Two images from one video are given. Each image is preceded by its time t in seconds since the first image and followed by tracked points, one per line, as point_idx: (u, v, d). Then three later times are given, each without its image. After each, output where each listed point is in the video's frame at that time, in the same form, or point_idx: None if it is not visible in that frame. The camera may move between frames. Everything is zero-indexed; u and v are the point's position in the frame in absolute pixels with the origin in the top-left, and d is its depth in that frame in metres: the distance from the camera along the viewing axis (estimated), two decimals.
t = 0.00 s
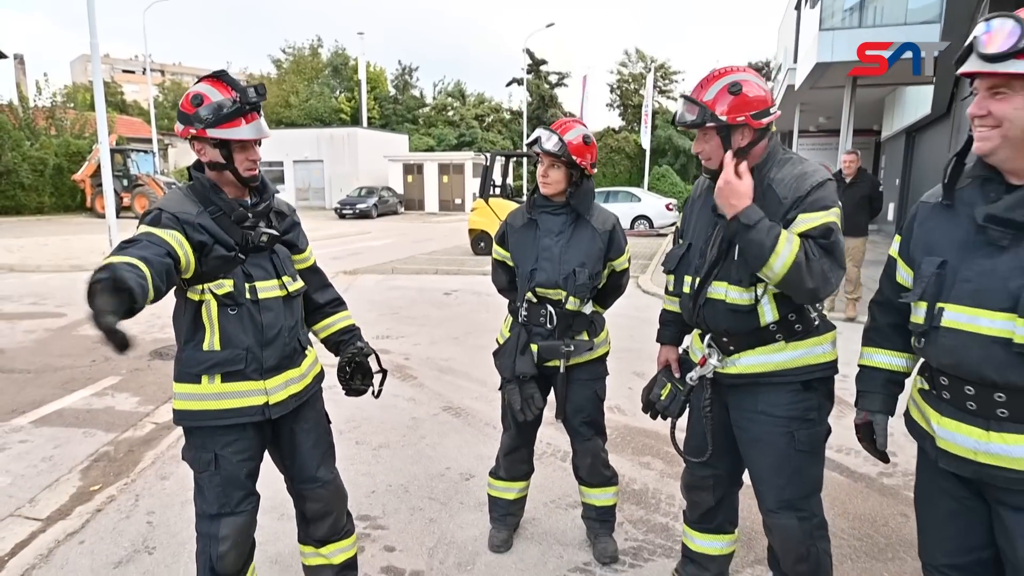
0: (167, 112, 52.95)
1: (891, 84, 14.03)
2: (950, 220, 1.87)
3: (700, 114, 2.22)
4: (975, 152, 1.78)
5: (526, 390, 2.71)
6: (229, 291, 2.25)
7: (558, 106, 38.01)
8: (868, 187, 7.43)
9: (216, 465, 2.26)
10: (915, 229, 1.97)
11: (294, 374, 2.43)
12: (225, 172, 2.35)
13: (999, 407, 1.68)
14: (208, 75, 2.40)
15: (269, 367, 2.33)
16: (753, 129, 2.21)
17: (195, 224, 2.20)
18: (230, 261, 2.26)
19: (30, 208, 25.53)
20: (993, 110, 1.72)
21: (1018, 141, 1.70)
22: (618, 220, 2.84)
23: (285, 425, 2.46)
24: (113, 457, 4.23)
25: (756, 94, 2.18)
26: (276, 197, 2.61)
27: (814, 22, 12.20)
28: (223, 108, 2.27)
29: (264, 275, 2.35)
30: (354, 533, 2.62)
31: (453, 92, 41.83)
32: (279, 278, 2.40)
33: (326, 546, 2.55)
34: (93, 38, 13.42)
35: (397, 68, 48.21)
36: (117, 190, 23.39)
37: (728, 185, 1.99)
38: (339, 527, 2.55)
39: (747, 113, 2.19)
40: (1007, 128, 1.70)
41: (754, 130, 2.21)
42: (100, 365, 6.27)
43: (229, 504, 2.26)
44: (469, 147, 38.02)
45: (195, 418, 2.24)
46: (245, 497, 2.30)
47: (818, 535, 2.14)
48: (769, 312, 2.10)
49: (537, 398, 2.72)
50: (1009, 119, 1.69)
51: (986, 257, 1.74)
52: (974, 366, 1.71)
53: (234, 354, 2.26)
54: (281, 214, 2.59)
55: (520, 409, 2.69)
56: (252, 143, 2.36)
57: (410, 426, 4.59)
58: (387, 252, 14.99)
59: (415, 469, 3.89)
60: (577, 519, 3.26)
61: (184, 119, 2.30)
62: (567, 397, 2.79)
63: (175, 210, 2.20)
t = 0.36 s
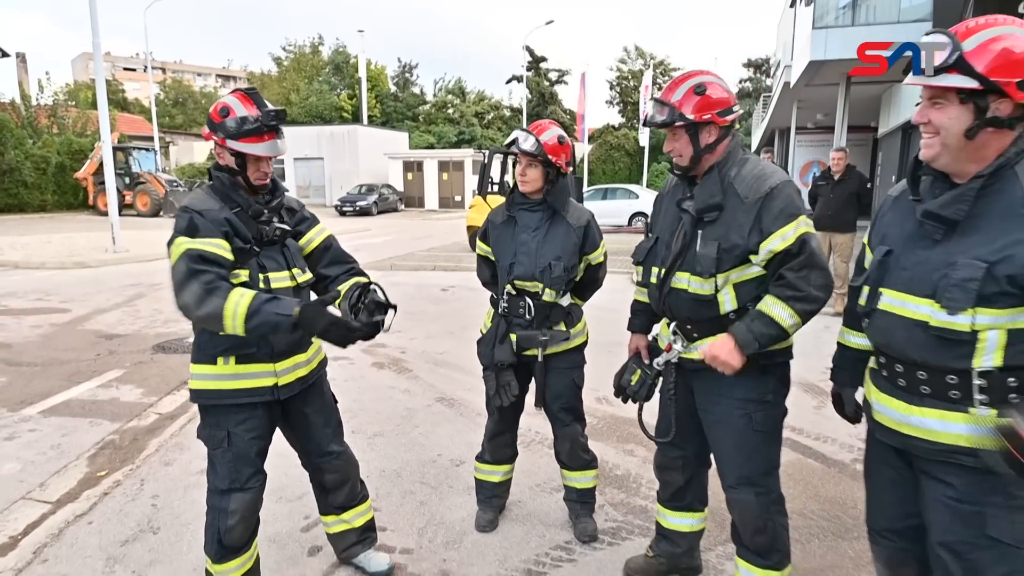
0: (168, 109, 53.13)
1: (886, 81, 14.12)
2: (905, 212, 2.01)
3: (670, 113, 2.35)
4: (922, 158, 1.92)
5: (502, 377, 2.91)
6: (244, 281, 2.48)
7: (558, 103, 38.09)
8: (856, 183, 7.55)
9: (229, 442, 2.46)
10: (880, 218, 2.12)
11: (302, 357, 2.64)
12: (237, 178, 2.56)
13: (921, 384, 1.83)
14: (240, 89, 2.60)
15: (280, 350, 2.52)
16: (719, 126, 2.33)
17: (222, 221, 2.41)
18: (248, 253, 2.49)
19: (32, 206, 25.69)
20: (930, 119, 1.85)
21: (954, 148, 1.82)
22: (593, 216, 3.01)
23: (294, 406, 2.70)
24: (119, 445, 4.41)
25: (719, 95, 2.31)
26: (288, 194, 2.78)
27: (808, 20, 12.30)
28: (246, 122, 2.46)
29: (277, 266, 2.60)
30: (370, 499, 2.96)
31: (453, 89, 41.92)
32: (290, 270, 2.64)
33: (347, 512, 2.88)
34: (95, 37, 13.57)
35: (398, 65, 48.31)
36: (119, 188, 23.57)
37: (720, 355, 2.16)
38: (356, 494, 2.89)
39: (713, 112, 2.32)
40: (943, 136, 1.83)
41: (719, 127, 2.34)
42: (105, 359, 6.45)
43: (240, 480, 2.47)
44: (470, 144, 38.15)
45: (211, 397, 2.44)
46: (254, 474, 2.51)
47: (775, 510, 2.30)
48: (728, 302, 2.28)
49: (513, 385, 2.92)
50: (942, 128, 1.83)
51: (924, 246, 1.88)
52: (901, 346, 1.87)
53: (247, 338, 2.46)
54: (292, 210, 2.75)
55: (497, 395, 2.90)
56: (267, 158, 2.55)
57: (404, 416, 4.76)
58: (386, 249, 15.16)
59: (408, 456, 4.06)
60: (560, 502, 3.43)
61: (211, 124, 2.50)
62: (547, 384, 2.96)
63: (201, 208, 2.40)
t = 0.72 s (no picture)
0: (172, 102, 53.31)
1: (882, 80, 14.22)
2: (861, 208, 2.13)
3: (643, 102, 2.51)
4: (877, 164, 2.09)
5: (489, 362, 3.09)
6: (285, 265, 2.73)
7: (560, 99, 38.17)
8: (844, 182, 7.70)
9: (262, 408, 2.72)
10: (847, 210, 2.24)
11: (333, 337, 2.87)
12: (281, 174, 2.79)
13: (849, 367, 2.01)
14: (290, 96, 2.83)
15: (314, 329, 2.76)
16: (688, 124, 2.52)
17: (270, 210, 2.67)
18: (290, 240, 2.75)
19: (36, 197, 25.91)
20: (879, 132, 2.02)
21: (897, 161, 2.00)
22: (570, 211, 3.21)
23: (323, 380, 2.94)
24: (124, 426, 4.62)
25: (689, 97, 2.49)
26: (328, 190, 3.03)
27: (805, 18, 12.39)
28: (290, 125, 2.69)
29: (315, 253, 2.83)
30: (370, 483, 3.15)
31: (455, 84, 42.01)
32: (324, 257, 2.87)
33: (348, 489, 3.08)
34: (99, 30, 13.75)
35: (401, 59, 48.39)
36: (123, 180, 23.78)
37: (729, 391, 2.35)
38: (360, 474, 3.09)
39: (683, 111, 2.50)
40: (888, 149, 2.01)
41: (688, 126, 2.52)
42: (110, 346, 6.66)
43: (268, 445, 2.71)
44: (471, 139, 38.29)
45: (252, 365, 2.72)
46: (282, 441, 2.75)
47: (730, 484, 2.49)
48: (689, 292, 2.46)
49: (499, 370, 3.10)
50: (887, 142, 2.00)
51: (873, 238, 1.99)
52: (833, 331, 2.05)
53: (285, 315, 2.70)
54: (330, 205, 3.00)
55: (484, 379, 3.09)
56: (307, 158, 2.77)
57: (397, 402, 4.97)
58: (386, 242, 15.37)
59: (399, 439, 4.26)
60: (540, 482, 3.63)
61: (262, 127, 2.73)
62: (528, 370, 3.15)
63: (254, 199, 2.67)
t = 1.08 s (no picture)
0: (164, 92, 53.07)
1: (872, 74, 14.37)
2: (825, 200, 2.15)
3: (630, 112, 2.57)
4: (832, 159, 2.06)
5: (470, 347, 3.22)
6: (290, 250, 2.84)
7: (554, 91, 38.18)
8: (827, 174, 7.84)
9: (269, 388, 2.83)
10: (813, 202, 2.27)
11: (332, 321, 2.99)
12: (293, 161, 2.93)
13: (803, 359, 2.06)
14: (285, 86, 2.96)
15: (316, 312, 2.90)
16: (666, 122, 2.65)
17: (272, 198, 2.80)
18: (294, 227, 2.86)
19: (29, 188, 25.82)
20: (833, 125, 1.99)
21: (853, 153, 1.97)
22: (548, 202, 3.34)
23: (321, 364, 3.05)
24: (119, 412, 4.73)
25: (665, 95, 2.61)
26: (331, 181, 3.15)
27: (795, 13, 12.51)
28: (294, 111, 2.84)
29: (318, 241, 2.93)
30: (360, 464, 3.29)
31: (450, 76, 42.01)
32: (328, 244, 2.97)
33: (338, 469, 3.21)
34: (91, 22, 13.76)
35: (395, 51, 48.26)
36: (116, 171, 23.76)
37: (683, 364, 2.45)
38: (350, 455, 3.23)
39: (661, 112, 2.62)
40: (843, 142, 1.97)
41: (666, 124, 2.65)
42: (104, 336, 6.76)
43: (276, 424, 2.82)
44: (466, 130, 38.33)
45: (257, 346, 2.82)
46: (289, 419, 2.85)
47: (697, 460, 2.64)
48: (657, 279, 2.60)
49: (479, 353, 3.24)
50: (842, 135, 1.96)
51: (831, 228, 2.02)
52: (789, 320, 2.10)
53: (289, 299, 2.83)
54: (334, 196, 3.13)
55: (464, 363, 3.22)
56: (315, 138, 2.92)
57: (387, 389, 5.10)
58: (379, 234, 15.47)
59: (388, 424, 4.40)
60: (523, 463, 3.77)
61: (264, 120, 2.86)
62: (509, 354, 3.28)
63: (258, 188, 2.81)
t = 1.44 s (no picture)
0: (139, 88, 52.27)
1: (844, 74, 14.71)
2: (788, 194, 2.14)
3: (602, 108, 2.67)
4: (799, 137, 1.98)
5: (445, 339, 3.31)
6: (259, 248, 2.91)
7: (535, 89, 38.32)
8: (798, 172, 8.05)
9: (247, 385, 2.89)
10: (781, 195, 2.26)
11: (309, 316, 3.06)
12: (256, 159, 2.96)
13: (765, 352, 2.04)
14: (241, 83, 2.99)
15: (291, 308, 2.97)
16: (636, 121, 2.75)
17: (236, 199, 2.85)
18: (261, 225, 2.93)
19: None
20: (804, 101, 1.91)
21: (824, 129, 1.89)
22: (520, 198, 3.44)
23: (300, 358, 3.13)
24: (99, 408, 4.74)
25: (634, 96, 2.72)
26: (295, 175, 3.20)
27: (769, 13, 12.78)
28: (254, 108, 2.87)
29: (287, 237, 3.01)
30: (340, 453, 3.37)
31: (430, 73, 41.98)
32: (297, 239, 3.05)
33: (319, 460, 3.28)
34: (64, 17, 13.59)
35: (375, 48, 48.07)
36: (90, 168, 23.41)
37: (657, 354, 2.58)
38: (330, 445, 3.30)
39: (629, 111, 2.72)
40: (814, 118, 1.90)
41: (635, 123, 2.76)
42: (82, 333, 6.73)
43: (256, 419, 2.89)
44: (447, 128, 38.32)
45: (234, 345, 2.88)
46: (268, 415, 2.92)
47: (665, 444, 2.76)
48: (626, 271, 2.71)
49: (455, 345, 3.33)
50: (814, 109, 1.88)
51: (789, 222, 2.02)
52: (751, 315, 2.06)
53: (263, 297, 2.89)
54: (299, 189, 3.18)
55: (440, 354, 3.31)
56: (277, 134, 2.95)
57: (367, 383, 5.17)
58: (359, 232, 15.48)
59: (368, 417, 4.47)
60: (501, 453, 3.87)
61: (223, 118, 2.87)
62: (484, 345, 3.38)
63: (221, 190, 2.85)
